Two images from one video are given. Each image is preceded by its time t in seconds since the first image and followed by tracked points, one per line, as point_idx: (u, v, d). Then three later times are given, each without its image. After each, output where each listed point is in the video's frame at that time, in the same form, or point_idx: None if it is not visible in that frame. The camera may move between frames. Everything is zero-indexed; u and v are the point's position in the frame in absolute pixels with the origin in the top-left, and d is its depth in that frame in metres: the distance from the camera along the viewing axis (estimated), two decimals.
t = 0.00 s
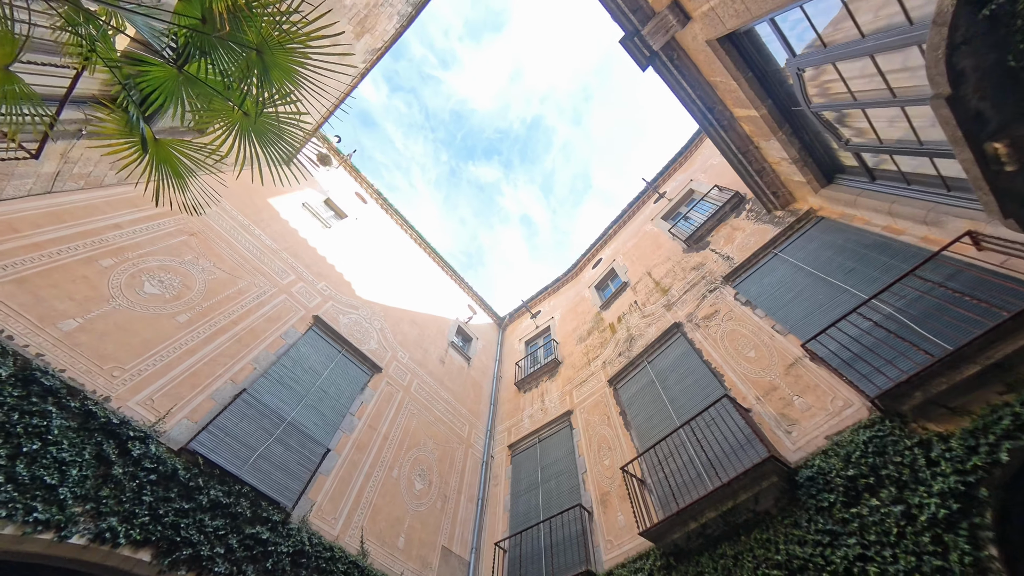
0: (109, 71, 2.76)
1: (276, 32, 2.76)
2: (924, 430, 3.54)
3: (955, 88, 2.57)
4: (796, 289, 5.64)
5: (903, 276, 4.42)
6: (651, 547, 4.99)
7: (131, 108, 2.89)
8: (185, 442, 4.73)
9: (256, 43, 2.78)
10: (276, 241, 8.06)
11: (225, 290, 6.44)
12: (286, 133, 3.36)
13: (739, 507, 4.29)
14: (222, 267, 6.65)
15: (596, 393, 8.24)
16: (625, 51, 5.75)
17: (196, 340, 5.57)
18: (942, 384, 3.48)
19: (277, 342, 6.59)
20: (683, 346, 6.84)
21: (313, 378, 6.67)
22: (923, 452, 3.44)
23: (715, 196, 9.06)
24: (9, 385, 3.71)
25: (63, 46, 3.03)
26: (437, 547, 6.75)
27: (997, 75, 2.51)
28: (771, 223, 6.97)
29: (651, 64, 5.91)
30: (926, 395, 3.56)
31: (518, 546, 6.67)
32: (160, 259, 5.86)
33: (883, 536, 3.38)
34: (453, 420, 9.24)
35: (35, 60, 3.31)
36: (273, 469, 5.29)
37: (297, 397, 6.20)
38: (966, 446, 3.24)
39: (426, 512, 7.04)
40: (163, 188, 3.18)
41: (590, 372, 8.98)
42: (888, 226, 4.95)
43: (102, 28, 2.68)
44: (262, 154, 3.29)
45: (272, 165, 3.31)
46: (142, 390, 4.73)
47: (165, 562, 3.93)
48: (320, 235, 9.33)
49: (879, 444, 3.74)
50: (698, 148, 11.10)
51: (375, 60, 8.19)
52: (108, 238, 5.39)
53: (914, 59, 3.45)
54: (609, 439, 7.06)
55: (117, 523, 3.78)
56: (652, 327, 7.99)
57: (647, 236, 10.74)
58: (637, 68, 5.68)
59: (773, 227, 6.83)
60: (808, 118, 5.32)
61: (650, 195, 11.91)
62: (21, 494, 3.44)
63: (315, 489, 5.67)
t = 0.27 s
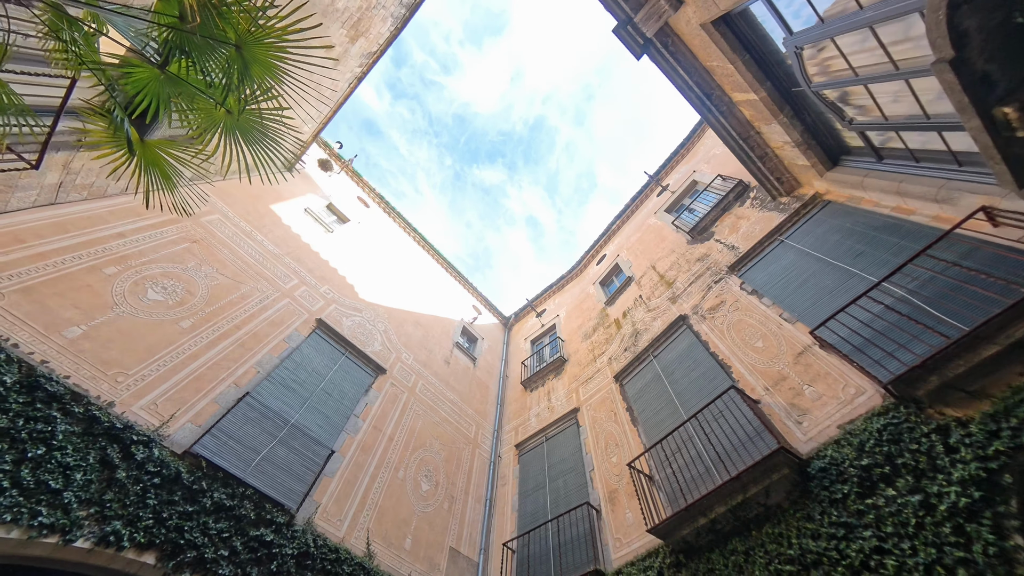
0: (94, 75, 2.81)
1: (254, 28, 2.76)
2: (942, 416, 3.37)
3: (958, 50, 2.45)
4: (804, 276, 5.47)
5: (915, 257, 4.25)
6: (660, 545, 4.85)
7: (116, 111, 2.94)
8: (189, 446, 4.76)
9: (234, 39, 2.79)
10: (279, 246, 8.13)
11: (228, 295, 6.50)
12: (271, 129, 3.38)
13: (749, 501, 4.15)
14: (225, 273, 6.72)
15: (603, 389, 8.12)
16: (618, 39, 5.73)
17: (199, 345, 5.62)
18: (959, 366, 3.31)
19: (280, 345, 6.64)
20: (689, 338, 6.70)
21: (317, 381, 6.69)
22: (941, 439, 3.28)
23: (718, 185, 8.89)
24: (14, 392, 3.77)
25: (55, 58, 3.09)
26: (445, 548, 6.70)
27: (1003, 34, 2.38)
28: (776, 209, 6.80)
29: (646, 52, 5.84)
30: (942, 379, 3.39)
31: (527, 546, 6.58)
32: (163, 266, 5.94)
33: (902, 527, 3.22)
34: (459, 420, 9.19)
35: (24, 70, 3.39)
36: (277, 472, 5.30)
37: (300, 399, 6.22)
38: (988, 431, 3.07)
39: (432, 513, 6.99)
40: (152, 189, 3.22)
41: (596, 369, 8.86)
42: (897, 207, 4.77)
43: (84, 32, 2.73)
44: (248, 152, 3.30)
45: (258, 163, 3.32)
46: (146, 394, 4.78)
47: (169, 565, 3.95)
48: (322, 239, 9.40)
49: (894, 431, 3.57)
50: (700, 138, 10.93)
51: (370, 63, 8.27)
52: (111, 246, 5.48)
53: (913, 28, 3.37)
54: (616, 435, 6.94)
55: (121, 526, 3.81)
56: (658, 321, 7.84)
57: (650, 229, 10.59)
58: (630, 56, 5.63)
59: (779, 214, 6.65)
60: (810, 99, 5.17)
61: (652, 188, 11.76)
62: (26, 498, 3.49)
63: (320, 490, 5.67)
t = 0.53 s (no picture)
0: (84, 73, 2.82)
1: (236, 18, 2.76)
2: (961, 391, 3.21)
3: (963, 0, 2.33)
4: (812, 256, 5.31)
5: (928, 229, 4.08)
6: (671, 534, 4.74)
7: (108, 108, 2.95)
8: (197, 444, 4.82)
9: (216, 29, 2.80)
10: (283, 248, 8.21)
11: (234, 297, 6.57)
12: (258, 121, 3.44)
13: (761, 487, 4.03)
14: (230, 275, 6.80)
15: (610, 381, 8.02)
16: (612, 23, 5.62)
17: (206, 345, 5.70)
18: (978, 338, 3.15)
19: (286, 345, 6.69)
20: (696, 325, 6.56)
21: (323, 379, 6.74)
22: (961, 415, 3.13)
23: (723, 170, 8.71)
24: (26, 393, 3.84)
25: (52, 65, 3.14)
26: (456, 543, 6.68)
27: None
28: (782, 190, 6.61)
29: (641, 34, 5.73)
30: (960, 352, 3.24)
31: (537, 540, 6.52)
32: (169, 269, 6.03)
33: (922, 508, 3.08)
34: (467, 416, 9.17)
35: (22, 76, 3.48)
36: (285, 468, 5.34)
37: (307, 397, 6.27)
38: (1011, 404, 2.92)
39: (442, 508, 6.97)
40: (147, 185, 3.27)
41: (603, 361, 8.75)
42: (908, 178, 4.60)
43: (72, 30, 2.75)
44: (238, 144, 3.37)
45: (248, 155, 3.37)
46: (154, 394, 4.85)
47: (180, 560, 4.00)
48: (326, 240, 9.47)
49: (911, 409, 3.43)
50: (703, 124, 10.73)
51: (366, 62, 8.31)
52: (118, 251, 5.58)
53: None
54: (625, 426, 6.84)
55: (132, 523, 3.87)
56: (664, 310, 7.70)
57: (655, 218, 10.43)
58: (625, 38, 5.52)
59: (785, 194, 6.47)
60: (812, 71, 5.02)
61: (656, 177, 11.59)
62: (39, 496, 3.56)
63: (328, 487, 5.71)
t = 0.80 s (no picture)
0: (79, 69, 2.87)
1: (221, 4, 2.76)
2: (989, 354, 3.07)
3: None
4: (825, 227, 5.12)
5: (948, 191, 3.89)
6: (687, 516, 4.63)
7: (103, 103, 3.00)
8: (212, 438, 4.91)
9: (203, 16, 2.80)
10: (290, 248, 8.31)
11: (244, 296, 6.67)
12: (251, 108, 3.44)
13: (778, 464, 3.91)
14: (239, 275, 6.90)
15: (621, 367, 7.92)
16: None
17: (218, 343, 5.80)
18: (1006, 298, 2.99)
19: (297, 341, 6.77)
20: (707, 305, 6.41)
21: (334, 374, 6.81)
22: (990, 379, 2.97)
23: (730, 148, 8.49)
24: (46, 392, 3.95)
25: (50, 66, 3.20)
26: (472, 532, 6.70)
27: None
28: (792, 163, 6.40)
29: (637, 10, 5.60)
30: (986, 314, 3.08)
31: (553, 528, 6.50)
32: (180, 271, 6.14)
33: (950, 477, 2.94)
34: (479, 408, 9.18)
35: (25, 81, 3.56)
36: (300, 461, 5.42)
37: (318, 391, 6.34)
38: None
39: (457, 498, 7.00)
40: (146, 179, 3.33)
41: (613, 348, 8.64)
42: (926, 140, 4.39)
43: (65, 27, 2.78)
44: (231, 134, 3.41)
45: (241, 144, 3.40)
46: (170, 392, 4.96)
47: (201, 550, 4.09)
48: (332, 239, 9.54)
49: (936, 376, 3.27)
50: (707, 103, 10.48)
51: (363, 58, 8.35)
52: (130, 255, 5.70)
53: None
54: (637, 411, 6.74)
55: (153, 515, 3.96)
56: (674, 293, 7.55)
57: (661, 202, 10.24)
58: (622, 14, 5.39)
59: (795, 167, 6.26)
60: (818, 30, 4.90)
61: (661, 161, 11.38)
62: (63, 490, 3.66)
63: (343, 478, 5.77)
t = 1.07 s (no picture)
0: (64, 60, 2.88)
1: None
2: None
3: None
4: (845, 188, 4.86)
5: (980, 137, 3.62)
6: (708, 493, 4.51)
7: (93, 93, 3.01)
8: (230, 430, 4.99)
9: None
10: (298, 244, 8.37)
11: (254, 292, 6.75)
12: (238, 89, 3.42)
13: (802, 434, 3.75)
14: (249, 272, 6.97)
15: (635, 348, 7.77)
16: None
17: (232, 339, 5.89)
18: None
19: (309, 335, 6.84)
20: (721, 279, 6.20)
21: (347, 365, 6.87)
22: None
23: (740, 116, 8.15)
24: (68, 389, 4.06)
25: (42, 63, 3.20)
26: (490, 517, 6.72)
27: None
28: (807, 125, 6.09)
29: None
30: None
31: (571, 510, 6.46)
32: (191, 270, 6.24)
33: (991, 438, 2.75)
34: (493, 395, 9.17)
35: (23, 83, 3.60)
36: (316, 450, 5.49)
37: (332, 383, 6.41)
38: None
39: (474, 484, 7.02)
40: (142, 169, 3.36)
41: (626, 330, 8.49)
42: (954, 86, 4.08)
43: (47, 16, 2.77)
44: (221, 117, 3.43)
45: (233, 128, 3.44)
46: (187, 386, 5.05)
47: (223, 537, 4.17)
48: (339, 234, 9.58)
49: (972, 334, 3.06)
50: (715, 73, 10.08)
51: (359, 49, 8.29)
52: (142, 256, 5.80)
53: None
54: (653, 390, 6.61)
55: (176, 505, 4.04)
56: (686, 269, 7.33)
57: (670, 179, 9.95)
58: None
59: (810, 129, 5.96)
60: None
61: (669, 137, 11.03)
62: (88, 481, 3.77)
63: (360, 466, 5.83)
